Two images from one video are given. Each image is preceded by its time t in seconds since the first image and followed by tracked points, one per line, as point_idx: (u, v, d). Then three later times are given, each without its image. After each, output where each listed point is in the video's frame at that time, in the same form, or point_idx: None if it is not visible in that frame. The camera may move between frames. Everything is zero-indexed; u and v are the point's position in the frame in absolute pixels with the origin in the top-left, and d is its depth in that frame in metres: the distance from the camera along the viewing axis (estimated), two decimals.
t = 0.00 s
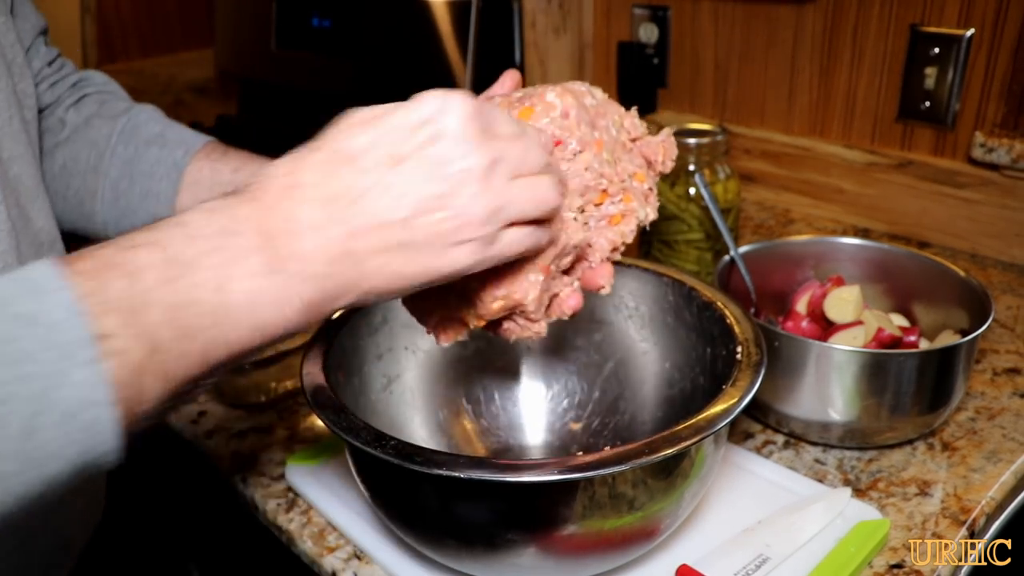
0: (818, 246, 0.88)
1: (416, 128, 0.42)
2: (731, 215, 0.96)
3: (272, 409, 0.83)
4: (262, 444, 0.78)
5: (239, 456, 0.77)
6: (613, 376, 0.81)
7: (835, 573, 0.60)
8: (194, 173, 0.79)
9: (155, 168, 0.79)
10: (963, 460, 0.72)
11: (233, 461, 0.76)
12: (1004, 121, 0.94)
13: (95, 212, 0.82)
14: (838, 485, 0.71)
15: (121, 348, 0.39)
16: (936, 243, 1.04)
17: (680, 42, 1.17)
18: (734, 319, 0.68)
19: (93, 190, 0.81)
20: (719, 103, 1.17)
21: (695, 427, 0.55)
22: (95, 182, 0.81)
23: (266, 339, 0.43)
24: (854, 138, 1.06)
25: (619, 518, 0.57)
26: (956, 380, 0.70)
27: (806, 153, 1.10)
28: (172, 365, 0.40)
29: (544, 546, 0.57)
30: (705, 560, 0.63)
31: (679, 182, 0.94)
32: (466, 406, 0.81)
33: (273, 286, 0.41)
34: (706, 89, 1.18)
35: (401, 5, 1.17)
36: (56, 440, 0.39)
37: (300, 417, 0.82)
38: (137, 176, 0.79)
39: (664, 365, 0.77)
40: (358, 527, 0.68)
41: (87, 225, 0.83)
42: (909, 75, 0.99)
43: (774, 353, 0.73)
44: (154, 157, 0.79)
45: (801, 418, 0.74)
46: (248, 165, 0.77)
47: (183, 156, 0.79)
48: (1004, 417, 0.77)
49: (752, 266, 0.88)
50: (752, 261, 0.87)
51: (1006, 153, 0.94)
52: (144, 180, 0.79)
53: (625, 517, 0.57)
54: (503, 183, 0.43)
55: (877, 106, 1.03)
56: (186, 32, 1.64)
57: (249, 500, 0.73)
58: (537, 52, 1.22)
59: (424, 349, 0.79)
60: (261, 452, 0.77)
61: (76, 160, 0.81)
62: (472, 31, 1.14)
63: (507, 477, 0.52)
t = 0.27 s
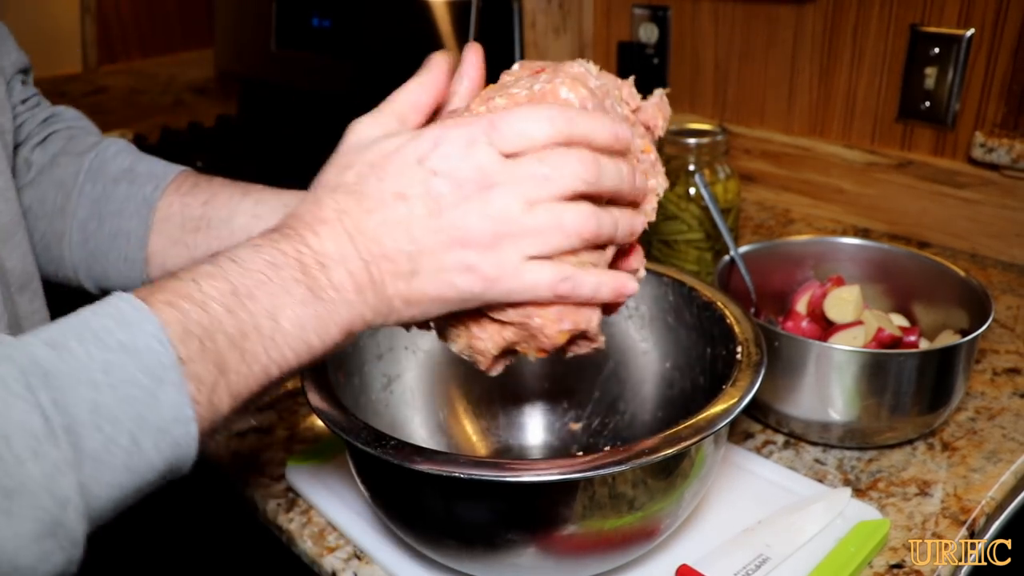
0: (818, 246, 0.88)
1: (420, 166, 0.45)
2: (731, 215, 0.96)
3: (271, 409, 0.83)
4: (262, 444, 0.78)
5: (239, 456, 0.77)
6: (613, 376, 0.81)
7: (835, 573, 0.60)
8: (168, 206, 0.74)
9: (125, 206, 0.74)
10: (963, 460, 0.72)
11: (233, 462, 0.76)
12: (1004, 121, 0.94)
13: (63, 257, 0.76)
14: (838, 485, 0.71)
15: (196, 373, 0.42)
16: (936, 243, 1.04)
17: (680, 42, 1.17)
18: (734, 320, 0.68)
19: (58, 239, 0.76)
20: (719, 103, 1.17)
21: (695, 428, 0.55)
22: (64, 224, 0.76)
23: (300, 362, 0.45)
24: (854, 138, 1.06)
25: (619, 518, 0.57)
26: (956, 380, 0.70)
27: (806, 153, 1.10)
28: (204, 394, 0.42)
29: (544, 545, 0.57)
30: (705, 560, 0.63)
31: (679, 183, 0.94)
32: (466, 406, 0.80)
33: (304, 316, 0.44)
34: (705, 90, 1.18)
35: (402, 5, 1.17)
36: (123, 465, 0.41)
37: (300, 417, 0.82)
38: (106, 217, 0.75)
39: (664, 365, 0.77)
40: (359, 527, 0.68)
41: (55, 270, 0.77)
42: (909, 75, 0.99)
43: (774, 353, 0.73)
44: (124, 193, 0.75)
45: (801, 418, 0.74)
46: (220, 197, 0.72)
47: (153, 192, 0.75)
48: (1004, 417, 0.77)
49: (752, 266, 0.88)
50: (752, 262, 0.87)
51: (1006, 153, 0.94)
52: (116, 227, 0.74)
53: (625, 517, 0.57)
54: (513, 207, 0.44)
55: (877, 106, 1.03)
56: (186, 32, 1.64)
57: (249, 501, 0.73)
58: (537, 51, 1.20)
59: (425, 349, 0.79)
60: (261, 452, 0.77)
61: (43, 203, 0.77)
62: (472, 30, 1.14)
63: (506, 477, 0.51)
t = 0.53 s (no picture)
0: (818, 246, 0.88)
1: (411, 141, 0.41)
2: (731, 214, 0.96)
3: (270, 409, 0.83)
4: (260, 445, 0.78)
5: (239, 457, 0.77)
6: (613, 376, 0.81)
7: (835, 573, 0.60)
8: (134, 197, 0.70)
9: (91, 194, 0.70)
10: (964, 460, 0.72)
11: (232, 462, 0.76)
12: (1005, 120, 0.94)
13: (32, 249, 0.72)
14: (839, 486, 0.71)
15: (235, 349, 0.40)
16: (937, 243, 1.04)
17: (680, 42, 1.18)
18: (734, 319, 0.68)
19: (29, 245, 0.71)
20: (719, 102, 1.17)
21: (695, 428, 0.55)
22: (29, 216, 0.71)
23: (336, 335, 0.42)
24: (855, 138, 1.06)
25: (619, 518, 0.56)
26: (957, 380, 0.70)
27: (806, 153, 1.10)
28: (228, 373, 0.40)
29: (544, 546, 0.57)
30: (705, 560, 0.63)
31: (680, 182, 0.94)
32: (465, 406, 0.80)
33: (331, 283, 0.41)
34: (705, 90, 1.18)
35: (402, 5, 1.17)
36: (167, 441, 0.39)
37: (299, 418, 0.81)
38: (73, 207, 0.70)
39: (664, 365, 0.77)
40: (359, 527, 0.67)
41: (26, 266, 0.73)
42: (910, 75, 0.98)
43: (774, 353, 0.72)
44: (89, 183, 0.70)
45: (801, 418, 0.74)
46: (182, 177, 0.69)
47: (119, 178, 0.70)
48: (1004, 417, 0.77)
49: (752, 266, 0.88)
50: (752, 261, 0.87)
51: (1007, 153, 0.93)
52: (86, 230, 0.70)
53: (626, 517, 0.57)
54: (510, 164, 0.42)
55: (878, 105, 1.03)
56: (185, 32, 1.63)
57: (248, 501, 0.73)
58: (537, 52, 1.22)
59: (425, 350, 0.80)
60: (260, 453, 0.77)
61: (2, 202, 0.71)
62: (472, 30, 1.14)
63: (506, 477, 0.51)
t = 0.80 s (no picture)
0: (820, 246, 0.88)
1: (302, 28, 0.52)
2: (732, 214, 0.95)
3: (270, 409, 0.83)
4: (260, 445, 0.78)
5: (238, 457, 0.76)
6: (613, 377, 0.80)
7: None
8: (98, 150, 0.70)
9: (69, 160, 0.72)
10: (967, 462, 0.72)
11: (232, 462, 0.76)
12: (1008, 119, 0.93)
13: None
14: (840, 487, 0.70)
15: (116, 231, 0.58)
16: (939, 242, 1.03)
17: (680, 41, 1.19)
18: (734, 318, 0.67)
19: None
20: (720, 102, 1.18)
21: (696, 428, 0.54)
22: None
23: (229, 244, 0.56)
24: (856, 137, 1.06)
25: (620, 520, 0.56)
26: (960, 380, 0.70)
27: (807, 152, 1.10)
28: (154, 181, 0.62)
29: (544, 548, 0.56)
30: (707, 562, 0.63)
31: (681, 182, 0.93)
32: (465, 407, 0.81)
33: (181, 190, 0.64)
34: (706, 89, 1.18)
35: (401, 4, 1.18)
36: (82, 304, 0.57)
37: (298, 419, 0.81)
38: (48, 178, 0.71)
39: (664, 366, 0.77)
40: (357, 528, 0.67)
41: None
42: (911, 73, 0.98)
43: (776, 353, 0.72)
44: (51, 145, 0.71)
45: (803, 418, 0.73)
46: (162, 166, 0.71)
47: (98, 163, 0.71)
48: (1007, 418, 0.76)
49: (753, 266, 0.87)
50: (753, 261, 0.87)
51: (1010, 152, 0.93)
52: None
53: (626, 519, 0.56)
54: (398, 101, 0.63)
55: (879, 104, 1.02)
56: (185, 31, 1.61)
57: (247, 502, 0.72)
58: (537, 51, 1.25)
59: (424, 350, 0.79)
60: (259, 454, 0.77)
61: None
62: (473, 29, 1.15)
63: (505, 478, 0.51)
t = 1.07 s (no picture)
0: (820, 246, 0.88)
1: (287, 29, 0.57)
2: (732, 214, 0.95)
3: (270, 408, 0.83)
4: (259, 445, 0.78)
5: (237, 457, 0.76)
6: (613, 377, 0.80)
7: None
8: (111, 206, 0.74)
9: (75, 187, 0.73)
10: (968, 462, 0.72)
11: (231, 463, 0.76)
12: (1009, 120, 0.93)
13: None
14: (841, 487, 0.70)
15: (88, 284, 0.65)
16: (939, 242, 1.03)
17: (680, 41, 1.19)
18: (734, 318, 0.67)
19: None
20: (720, 102, 1.18)
21: (696, 428, 0.54)
22: None
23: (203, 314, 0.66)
24: (857, 137, 1.06)
25: (620, 520, 0.56)
26: (960, 380, 0.70)
27: (807, 152, 1.10)
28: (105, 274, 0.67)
29: (544, 548, 0.56)
30: (707, 562, 0.63)
31: (681, 182, 0.93)
32: (465, 407, 0.81)
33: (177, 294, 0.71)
34: (706, 89, 1.18)
35: (400, 4, 1.18)
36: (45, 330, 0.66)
37: (298, 419, 0.81)
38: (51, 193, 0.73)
39: (664, 366, 0.77)
40: (357, 528, 0.67)
41: None
42: (911, 73, 0.98)
43: (776, 353, 0.72)
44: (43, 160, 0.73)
45: (803, 418, 0.73)
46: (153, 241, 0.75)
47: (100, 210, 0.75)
48: (1008, 418, 0.76)
49: (753, 266, 0.87)
50: (753, 261, 0.87)
51: (1010, 152, 0.92)
52: None
53: (626, 519, 0.56)
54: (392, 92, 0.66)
55: (879, 104, 1.02)
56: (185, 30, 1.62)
57: (247, 502, 0.72)
58: (537, 50, 1.25)
59: (424, 349, 0.79)
60: (259, 454, 0.77)
61: None
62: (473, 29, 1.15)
63: (504, 478, 0.51)
